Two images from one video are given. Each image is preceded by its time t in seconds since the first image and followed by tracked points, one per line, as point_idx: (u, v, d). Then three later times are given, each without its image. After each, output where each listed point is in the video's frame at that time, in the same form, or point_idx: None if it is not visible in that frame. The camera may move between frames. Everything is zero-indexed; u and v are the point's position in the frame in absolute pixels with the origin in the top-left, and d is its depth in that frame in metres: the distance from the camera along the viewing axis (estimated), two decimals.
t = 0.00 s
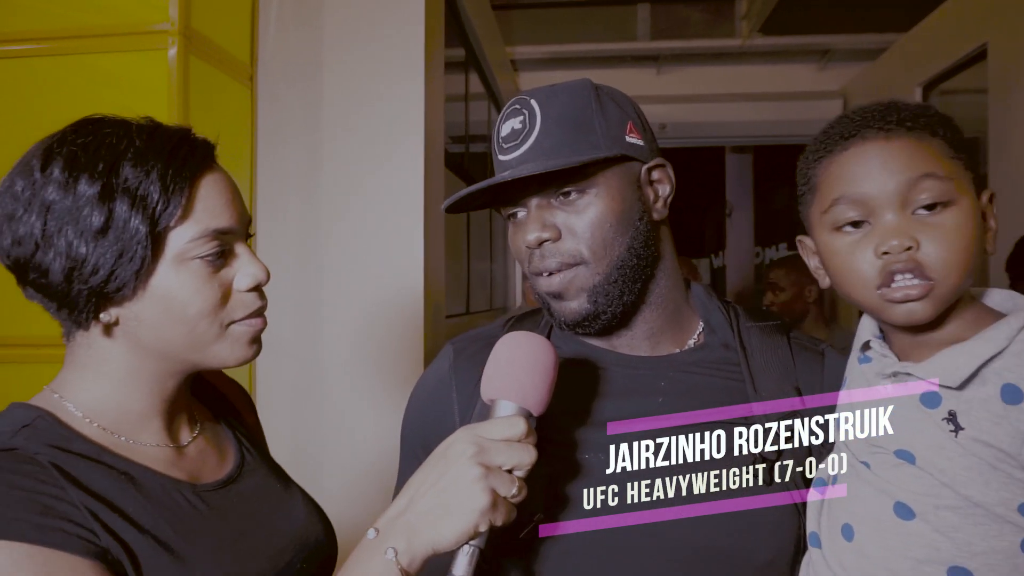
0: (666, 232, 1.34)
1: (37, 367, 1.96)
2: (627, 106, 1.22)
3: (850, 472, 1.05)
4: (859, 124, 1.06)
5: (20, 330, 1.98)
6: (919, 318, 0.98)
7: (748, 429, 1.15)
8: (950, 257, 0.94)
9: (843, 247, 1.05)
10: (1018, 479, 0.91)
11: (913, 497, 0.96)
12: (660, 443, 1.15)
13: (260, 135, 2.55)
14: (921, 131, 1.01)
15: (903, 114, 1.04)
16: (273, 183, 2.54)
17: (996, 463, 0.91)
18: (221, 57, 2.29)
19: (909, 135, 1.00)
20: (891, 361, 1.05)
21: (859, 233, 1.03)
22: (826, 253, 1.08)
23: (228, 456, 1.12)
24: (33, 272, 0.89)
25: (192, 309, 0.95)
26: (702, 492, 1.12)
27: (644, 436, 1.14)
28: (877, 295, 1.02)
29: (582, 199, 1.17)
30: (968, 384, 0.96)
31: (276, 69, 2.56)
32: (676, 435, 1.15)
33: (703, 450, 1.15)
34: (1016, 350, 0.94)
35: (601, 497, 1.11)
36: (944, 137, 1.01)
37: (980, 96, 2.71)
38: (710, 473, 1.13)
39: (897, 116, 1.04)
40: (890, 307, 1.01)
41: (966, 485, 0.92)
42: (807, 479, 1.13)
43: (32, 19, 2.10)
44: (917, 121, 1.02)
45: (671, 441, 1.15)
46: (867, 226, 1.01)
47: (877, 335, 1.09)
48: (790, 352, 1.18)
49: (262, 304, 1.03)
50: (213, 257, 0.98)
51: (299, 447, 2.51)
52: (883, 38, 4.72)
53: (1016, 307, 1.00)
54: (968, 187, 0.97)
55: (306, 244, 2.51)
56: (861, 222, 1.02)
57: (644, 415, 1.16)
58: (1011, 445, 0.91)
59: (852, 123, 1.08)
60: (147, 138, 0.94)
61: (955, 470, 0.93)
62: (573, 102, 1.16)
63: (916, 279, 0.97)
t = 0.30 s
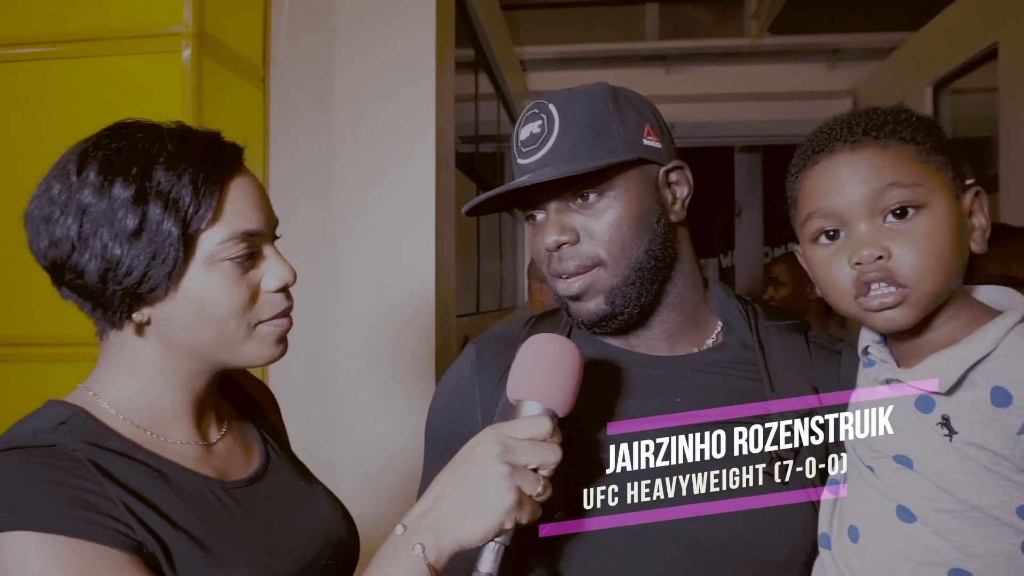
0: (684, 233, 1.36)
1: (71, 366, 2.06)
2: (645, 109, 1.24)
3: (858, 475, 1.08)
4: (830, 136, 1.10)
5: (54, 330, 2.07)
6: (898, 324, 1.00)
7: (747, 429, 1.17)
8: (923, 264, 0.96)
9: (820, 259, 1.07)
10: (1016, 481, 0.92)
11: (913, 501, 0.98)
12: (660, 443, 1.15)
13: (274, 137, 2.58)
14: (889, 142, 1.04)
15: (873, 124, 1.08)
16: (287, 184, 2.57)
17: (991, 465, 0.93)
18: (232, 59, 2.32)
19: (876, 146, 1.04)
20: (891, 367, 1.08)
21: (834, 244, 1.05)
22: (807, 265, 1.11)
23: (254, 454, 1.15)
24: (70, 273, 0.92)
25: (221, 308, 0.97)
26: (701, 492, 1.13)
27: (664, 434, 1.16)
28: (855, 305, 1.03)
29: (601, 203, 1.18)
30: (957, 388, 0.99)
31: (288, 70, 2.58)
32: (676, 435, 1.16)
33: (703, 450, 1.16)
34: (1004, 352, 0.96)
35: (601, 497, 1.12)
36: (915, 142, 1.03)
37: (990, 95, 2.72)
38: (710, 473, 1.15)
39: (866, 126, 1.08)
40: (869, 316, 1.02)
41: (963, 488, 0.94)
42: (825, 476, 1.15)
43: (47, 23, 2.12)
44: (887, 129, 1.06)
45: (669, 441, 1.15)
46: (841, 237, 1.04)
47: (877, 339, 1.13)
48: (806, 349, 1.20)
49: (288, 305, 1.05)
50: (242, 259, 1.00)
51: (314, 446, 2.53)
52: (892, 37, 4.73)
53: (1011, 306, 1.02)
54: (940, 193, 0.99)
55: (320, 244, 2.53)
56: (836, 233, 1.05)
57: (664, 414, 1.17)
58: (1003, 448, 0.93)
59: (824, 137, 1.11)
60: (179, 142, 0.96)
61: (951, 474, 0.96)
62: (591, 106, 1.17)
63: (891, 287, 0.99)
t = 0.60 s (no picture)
0: (703, 227, 1.36)
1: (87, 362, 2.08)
2: (667, 104, 1.24)
3: (877, 473, 1.05)
4: (835, 136, 1.06)
5: (74, 328, 2.10)
6: (906, 329, 1.00)
7: (747, 429, 1.17)
8: (930, 270, 0.96)
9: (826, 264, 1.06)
10: None
11: (936, 502, 0.96)
12: (661, 443, 1.16)
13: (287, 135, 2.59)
14: (896, 141, 1.00)
15: (881, 121, 1.04)
16: (300, 181, 2.58)
17: (1014, 470, 0.93)
18: (246, 57, 2.33)
19: (883, 147, 1.00)
20: (911, 370, 1.06)
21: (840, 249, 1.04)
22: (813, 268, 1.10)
23: (275, 445, 1.16)
24: (96, 266, 0.93)
25: (245, 302, 0.98)
26: (701, 492, 1.14)
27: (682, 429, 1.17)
28: (862, 311, 1.03)
29: (621, 195, 1.19)
30: (979, 395, 0.97)
31: (302, 67, 2.59)
32: (676, 435, 1.16)
33: (703, 450, 1.17)
34: None
35: (601, 497, 1.14)
36: (924, 140, 1.00)
37: (1004, 92, 2.71)
38: (710, 473, 1.15)
39: (873, 124, 1.04)
40: (875, 321, 1.03)
41: (985, 492, 0.94)
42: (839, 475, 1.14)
43: (63, 22, 2.14)
44: (893, 128, 1.02)
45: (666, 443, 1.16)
46: (848, 242, 1.02)
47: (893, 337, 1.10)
48: (827, 343, 1.17)
49: (310, 299, 1.06)
50: (265, 254, 1.01)
51: (327, 443, 2.55)
52: (904, 35, 4.70)
53: None
54: (950, 195, 0.96)
55: (333, 241, 2.54)
56: (842, 238, 1.03)
57: (683, 409, 1.18)
58: None
59: (829, 135, 1.08)
60: (205, 135, 0.97)
61: (972, 478, 0.95)
62: (613, 99, 1.18)
63: (896, 294, 0.99)
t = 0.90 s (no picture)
0: (709, 225, 1.36)
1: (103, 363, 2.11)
2: (674, 100, 1.23)
3: (882, 471, 1.05)
4: (845, 130, 1.04)
5: (79, 328, 2.11)
6: (902, 329, 1.01)
7: (748, 429, 1.17)
8: (930, 271, 0.96)
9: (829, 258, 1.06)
10: None
11: (940, 502, 0.97)
12: (661, 443, 1.16)
13: (289, 133, 2.59)
14: (907, 136, 0.98)
15: (893, 116, 1.01)
16: (302, 180, 2.58)
17: (1018, 469, 0.93)
18: (248, 57, 2.33)
19: (893, 142, 0.98)
20: (915, 367, 1.05)
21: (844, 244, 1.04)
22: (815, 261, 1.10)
23: (281, 442, 1.17)
24: (104, 265, 0.93)
25: (255, 298, 0.98)
26: (701, 492, 1.14)
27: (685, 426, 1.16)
28: (861, 308, 1.04)
29: (630, 190, 1.19)
30: (982, 394, 0.97)
31: (304, 66, 2.58)
32: (676, 435, 1.16)
33: (703, 450, 1.17)
34: None
35: (601, 497, 1.14)
36: (936, 138, 0.97)
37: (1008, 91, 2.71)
38: (710, 473, 1.16)
39: (885, 120, 1.01)
40: (874, 319, 1.04)
41: (989, 492, 0.95)
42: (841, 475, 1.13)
43: (66, 22, 2.14)
44: (904, 124, 1.00)
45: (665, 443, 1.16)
46: (851, 238, 1.02)
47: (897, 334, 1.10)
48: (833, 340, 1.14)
49: (318, 296, 1.06)
50: (274, 249, 1.01)
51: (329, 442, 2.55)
52: (907, 34, 4.71)
53: None
54: (957, 195, 0.96)
55: (334, 240, 2.53)
56: (846, 233, 1.03)
57: (688, 407, 1.18)
58: None
59: (839, 127, 1.06)
60: (210, 131, 0.97)
61: (976, 478, 0.95)
62: (621, 94, 1.17)
63: (895, 294, 1.00)
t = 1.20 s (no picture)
0: (710, 224, 1.36)
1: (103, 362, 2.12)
2: (677, 97, 1.23)
3: (887, 468, 1.05)
4: (859, 124, 1.03)
5: (82, 326, 2.11)
6: (913, 325, 1.00)
7: (747, 429, 1.17)
8: (944, 267, 0.95)
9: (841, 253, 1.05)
10: None
11: (947, 497, 0.96)
12: (660, 443, 1.17)
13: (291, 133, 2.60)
14: (923, 132, 0.97)
15: (909, 111, 1.00)
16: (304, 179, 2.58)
17: None
18: (251, 57, 2.33)
19: (909, 137, 0.97)
20: (920, 362, 1.03)
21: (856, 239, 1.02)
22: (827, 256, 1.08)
23: (286, 438, 1.17)
24: (109, 260, 0.93)
25: (260, 295, 0.98)
26: (701, 492, 1.14)
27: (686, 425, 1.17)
28: (872, 304, 1.03)
29: (632, 188, 1.18)
30: (991, 386, 0.96)
31: (305, 65, 2.59)
32: (676, 435, 1.17)
33: (703, 450, 1.17)
34: None
35: (601, 497, 1.14)
36: (952, 134, 0.97)
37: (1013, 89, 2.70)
38: (710, 473, 1.16)
39: (901, 115, 1.00)
40: (885, 315, 1.02)
41: (996, 486, 0.93)
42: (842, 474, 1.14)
43: (69, 22, 2.15)
44: (921, 120, 0.99)
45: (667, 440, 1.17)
46: (864, 233, 1.01)
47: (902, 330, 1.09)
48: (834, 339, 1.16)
49: (324, 293, 1.06)
50: (279, 246, 1.01)
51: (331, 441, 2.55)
52: (911, 33, 4.68)
53: None
54: (973, 191, 0.94)
55: (336, 239, 2.54)
56: (858, 228, 1.02)
57: (687, 406, 1.18)
58: None
59: (854, 122, 1.05)
60: (218, 127, 0.97)
61: (983, 472, 0.94)
62: (624, 91, 1.17)
63: (908, 290, 0.98)
